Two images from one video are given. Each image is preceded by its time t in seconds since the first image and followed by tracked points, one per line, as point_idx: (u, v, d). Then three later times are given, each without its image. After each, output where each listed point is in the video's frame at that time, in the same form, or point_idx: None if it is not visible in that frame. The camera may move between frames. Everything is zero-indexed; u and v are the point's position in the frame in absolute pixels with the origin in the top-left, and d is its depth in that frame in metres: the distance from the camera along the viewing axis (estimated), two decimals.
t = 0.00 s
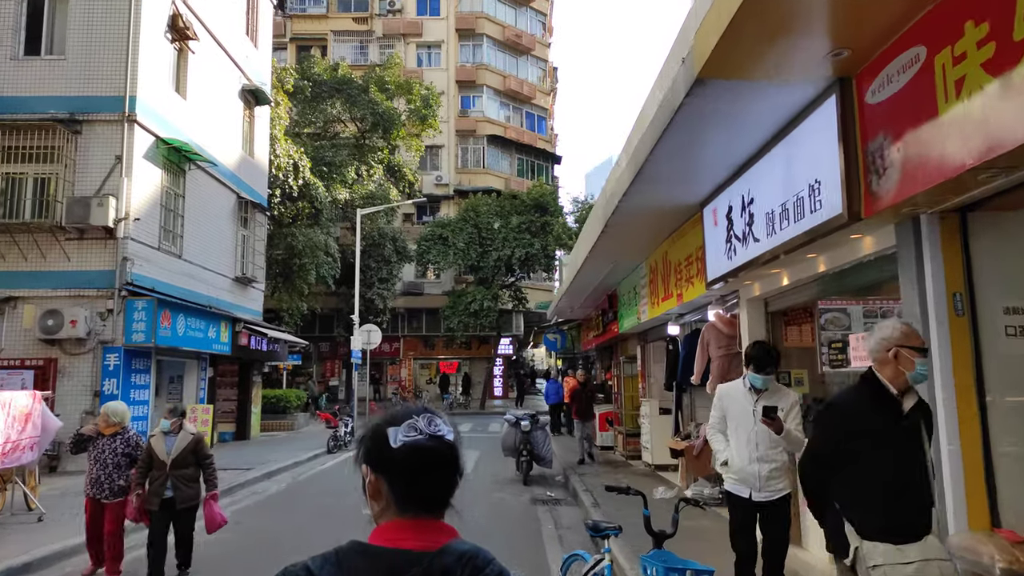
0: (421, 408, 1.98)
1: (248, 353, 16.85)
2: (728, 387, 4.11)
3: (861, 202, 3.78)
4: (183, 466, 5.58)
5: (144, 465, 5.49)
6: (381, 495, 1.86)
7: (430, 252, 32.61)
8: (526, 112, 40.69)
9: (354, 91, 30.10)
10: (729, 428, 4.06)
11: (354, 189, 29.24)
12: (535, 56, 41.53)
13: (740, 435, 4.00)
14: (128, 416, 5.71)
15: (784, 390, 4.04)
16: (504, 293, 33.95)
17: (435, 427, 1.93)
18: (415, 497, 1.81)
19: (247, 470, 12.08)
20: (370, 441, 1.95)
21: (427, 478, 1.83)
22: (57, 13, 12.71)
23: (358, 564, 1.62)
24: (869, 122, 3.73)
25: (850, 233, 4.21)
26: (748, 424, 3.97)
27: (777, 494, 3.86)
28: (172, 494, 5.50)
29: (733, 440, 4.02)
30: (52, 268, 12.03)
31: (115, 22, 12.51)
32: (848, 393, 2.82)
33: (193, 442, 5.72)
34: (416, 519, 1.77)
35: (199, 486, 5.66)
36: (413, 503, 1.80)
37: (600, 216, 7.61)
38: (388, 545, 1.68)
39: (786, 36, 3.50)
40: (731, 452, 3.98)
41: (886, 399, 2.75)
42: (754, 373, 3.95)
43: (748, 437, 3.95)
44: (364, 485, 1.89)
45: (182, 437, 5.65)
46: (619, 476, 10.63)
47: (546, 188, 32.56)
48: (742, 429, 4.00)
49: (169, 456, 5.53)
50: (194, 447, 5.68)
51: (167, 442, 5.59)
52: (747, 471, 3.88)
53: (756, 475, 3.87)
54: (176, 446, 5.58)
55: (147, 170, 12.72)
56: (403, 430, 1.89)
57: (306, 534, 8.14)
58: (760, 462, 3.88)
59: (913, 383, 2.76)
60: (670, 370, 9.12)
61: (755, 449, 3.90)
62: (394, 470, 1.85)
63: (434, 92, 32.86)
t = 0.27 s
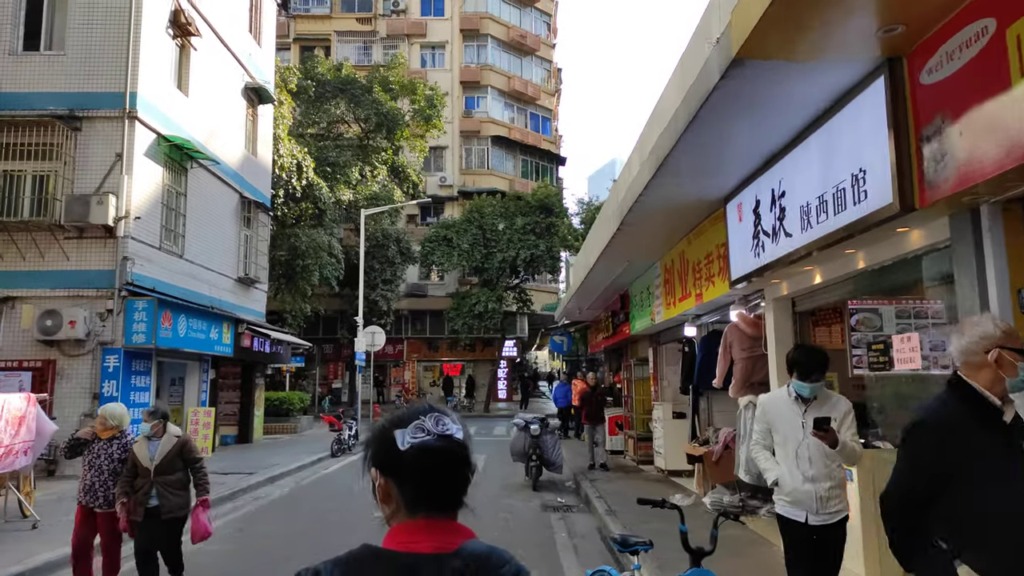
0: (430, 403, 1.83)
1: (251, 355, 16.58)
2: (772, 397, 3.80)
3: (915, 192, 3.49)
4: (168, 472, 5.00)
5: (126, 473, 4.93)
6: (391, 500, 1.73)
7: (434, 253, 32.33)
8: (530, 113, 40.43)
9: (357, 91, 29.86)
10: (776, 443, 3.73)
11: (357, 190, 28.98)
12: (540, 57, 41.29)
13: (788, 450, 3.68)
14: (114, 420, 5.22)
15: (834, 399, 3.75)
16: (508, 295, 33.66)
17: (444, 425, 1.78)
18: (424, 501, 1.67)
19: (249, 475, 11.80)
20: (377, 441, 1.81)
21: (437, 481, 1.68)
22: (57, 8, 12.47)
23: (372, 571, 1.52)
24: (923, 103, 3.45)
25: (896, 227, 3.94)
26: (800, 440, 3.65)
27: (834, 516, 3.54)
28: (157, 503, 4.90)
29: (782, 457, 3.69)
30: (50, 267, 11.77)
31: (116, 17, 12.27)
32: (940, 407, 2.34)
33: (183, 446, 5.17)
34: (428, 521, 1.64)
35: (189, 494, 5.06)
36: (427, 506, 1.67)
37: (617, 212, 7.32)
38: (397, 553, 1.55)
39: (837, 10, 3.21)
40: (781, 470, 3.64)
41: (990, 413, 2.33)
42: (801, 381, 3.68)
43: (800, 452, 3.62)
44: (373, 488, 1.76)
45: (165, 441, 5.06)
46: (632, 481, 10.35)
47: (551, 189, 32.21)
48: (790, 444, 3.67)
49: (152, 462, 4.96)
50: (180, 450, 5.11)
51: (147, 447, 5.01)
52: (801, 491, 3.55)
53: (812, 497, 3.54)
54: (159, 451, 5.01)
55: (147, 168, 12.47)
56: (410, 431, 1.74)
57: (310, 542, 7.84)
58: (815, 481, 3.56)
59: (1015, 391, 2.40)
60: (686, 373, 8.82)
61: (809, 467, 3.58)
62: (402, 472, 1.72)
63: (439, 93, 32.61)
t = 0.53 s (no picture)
0: (496, 412, 1.91)
1: (254, 357, 16.26)
2: (825, 407, 3.52)
3: (986, 179, 3.18)
4: (159, 484, 4.63)
5: (115, 482, 4.61)
6: (456, 508, 1.80)
7: (439, 255, 32.05)
8: (536, 114, 40.19)
9: (362, 92, 29.64)
10: (838, 459, 3.44)
11: (362, 191, 28.73)
12: (545, 58, 41.08)
13: (854, 466, 3.39)
14: (105, 426, 4.90)
15: (895, 402, 3.46)
16: (513, 298, 33.36)
17: (511, 431, 1.85)
18: (488, 509, 1.73)
19: (253, 481, 11.50)
20: (443, 450, 1.88)
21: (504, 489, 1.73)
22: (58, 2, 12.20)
23: None
24: (995, 81, 3.15)
25: (962, 216, 3.66)
26: (864, 454, 3.36)
27: (911, 541, 3.24)
28: (146, 519, 4.56)
29: (845, 477, 3.39)
30: (50, 267, 11.50)
31: (119, 11, 12.02)
32: None
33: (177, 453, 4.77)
34: (490, 532, 1.68)
35: (182, 508, 4.67)
36: (491, 517, 1.72)
37: (638, 209, 7.03)
38: (460, 562, 1.59)
39: None
40: (846, 489, 3.34)
41: None
42: (858, 385, 3.40)
43: (867, 469, 3.33)
44: (438, 496, 1.83)
45: (157, 450, 4.69)
46: (648, 489, 10.04)
47: (557, 191, 31.74)
48: (854, 458, 3.38)
49: (140, 472, 4.61)
50: (172, 459, 4.70)
51: (138, 456, 4.66)
52: (873, 513, 3.25)
53: (884, 519, 3.25)
54: (148, 461, 4.64)
55: (150, 165, 12.20)
56: (478, 438, 1.82)
57: (316, 551, 7.53)
58: (886, 500, 3.27)
59: None
60: (706, 378, 8.50)
61: (877, 485, 3.30)
62: (469, 482, 1.78)
63: (444, 94, 32.37)
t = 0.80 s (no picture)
0: (609, 416, 1.83)
1: (258, 358, 16.01)
2: (903, 410, 3.27)
3: None
4: (153, 495, 4.37)
5: (107, 489, 4.37)
6: (563, 518, 1.73)
7: (443, 256, 31.79)
8: (540, 115, 39.95)
9: (366, 91, 29.43)
10: (918, 468, 3.19)
11: (366, 191, 28.49)
12: (550, 58, 40.84)
13: (934, 478, 3.14)
14: (87, 423, 4.53)
15: (986, 405, 3.18)
16: (518, 299, 33.09)
17: (628, 437, 1.78)
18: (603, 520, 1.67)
19: (257, 484, 11.22)
20: (551, 450, 1.79)
21: (622, 500, 1.68)
22: None
23: None
24: None
25: None
26: (949, 464, 3.10)
27: (1005, 563, 2.98)
28: (136, 532, 4.33)
29: (927, 490, 3.15)
30: (50, 266, 11.26)
31: (121, 6, 11.78)
32: None
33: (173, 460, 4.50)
34: (601, 545, 1.62)
35: (176, 522, 4.41)
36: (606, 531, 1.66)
37: (659, 202, 6.78)
38: None
39: None
40: (925, 504, 3.11)
41: None
42: (946, 388, 3.15)
43: (951, 482, 3.08)
44: (545, 504, 1.76)
45: (154, 458, 4.43)
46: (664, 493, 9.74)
47: (562, 191, 31.49)
48: (936, 469, 3.13)
49: (133, 481, 4.37)
50: (168, 468, 4.43)
51: (134, 464, 4.42)
52: (956, 532, 3.01)
53: (972, 539, 2.99)
54: (142, 470, 4.37)
55: (152, 162, 11.96)
56: (595, 442, 1.73)
57: (323, 558, 7.25)
58: (973, 519, 3.02)
59: None
60: (724, 379, 8.22)
61: (961, 501, 3.05)
62: (584, 488, 1.70)
63: (448, 93, 32.13)
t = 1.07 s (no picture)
0: (709, 407, 1.80)
1: (257, 356, 15.64)
2: None
3: None
4: (137, 507, 4.05)
5: (88, 498, 4.09)
6: (662, 517, 1.76)
7: (445, 254, 31.45)
8: (543, 111, 39.61)
9: (367, 87, 29.12)
10: None
11: (367, 188, 28.16)
12: (552, 55, 40.51)
13: None
14: (73, 427, 4.20)
15: None
16: (520, 297, 32.75)
17: (734, 428, 1.77)
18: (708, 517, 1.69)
19: (256, 486, 10.89)
20: (648, 443, 1.79)
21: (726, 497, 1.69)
22: None
23: None
24: None
25: None
26: None
27: None
28: (117, 548, 4.00)
29: None
30: (42, 261, 10.92)
31: None
32: None
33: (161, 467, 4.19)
34: (705, 547, 1.63)
35: (160, 538, 4.06)
36: (710, 529, 1.68)
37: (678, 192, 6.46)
38: None
39: None
40: None
41: None
42: None
43: None
44: (641, 502, 1.79)
45: (136, 466, 4.08)
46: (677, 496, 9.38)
47: (565, 188, 31.15)
48: None
49: (116, 490, 4.05)
50: (154, 476, 4.11)
51: (115, 472, 4.09)
52: None
53: None
54: (124, 479, 4.04)
55: (147, 154, 11.62)
56: (698, 435, 1.71)
57: (324, 564, 6.92)
58: None
59: None
60: (742, 379, 7.88)
61: None
62: (688, 485, 1.71)
63: (450, 89, 31.77)
